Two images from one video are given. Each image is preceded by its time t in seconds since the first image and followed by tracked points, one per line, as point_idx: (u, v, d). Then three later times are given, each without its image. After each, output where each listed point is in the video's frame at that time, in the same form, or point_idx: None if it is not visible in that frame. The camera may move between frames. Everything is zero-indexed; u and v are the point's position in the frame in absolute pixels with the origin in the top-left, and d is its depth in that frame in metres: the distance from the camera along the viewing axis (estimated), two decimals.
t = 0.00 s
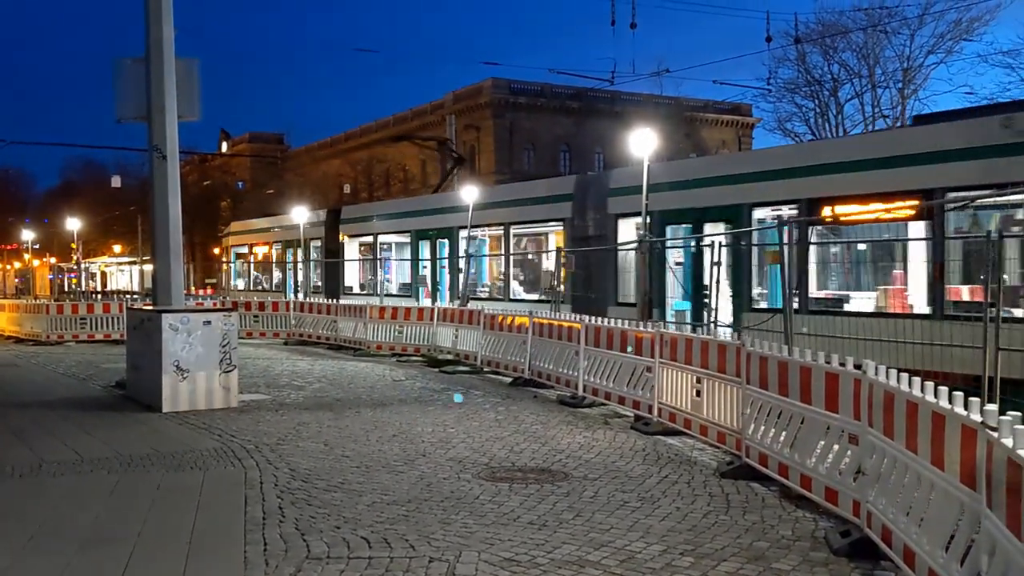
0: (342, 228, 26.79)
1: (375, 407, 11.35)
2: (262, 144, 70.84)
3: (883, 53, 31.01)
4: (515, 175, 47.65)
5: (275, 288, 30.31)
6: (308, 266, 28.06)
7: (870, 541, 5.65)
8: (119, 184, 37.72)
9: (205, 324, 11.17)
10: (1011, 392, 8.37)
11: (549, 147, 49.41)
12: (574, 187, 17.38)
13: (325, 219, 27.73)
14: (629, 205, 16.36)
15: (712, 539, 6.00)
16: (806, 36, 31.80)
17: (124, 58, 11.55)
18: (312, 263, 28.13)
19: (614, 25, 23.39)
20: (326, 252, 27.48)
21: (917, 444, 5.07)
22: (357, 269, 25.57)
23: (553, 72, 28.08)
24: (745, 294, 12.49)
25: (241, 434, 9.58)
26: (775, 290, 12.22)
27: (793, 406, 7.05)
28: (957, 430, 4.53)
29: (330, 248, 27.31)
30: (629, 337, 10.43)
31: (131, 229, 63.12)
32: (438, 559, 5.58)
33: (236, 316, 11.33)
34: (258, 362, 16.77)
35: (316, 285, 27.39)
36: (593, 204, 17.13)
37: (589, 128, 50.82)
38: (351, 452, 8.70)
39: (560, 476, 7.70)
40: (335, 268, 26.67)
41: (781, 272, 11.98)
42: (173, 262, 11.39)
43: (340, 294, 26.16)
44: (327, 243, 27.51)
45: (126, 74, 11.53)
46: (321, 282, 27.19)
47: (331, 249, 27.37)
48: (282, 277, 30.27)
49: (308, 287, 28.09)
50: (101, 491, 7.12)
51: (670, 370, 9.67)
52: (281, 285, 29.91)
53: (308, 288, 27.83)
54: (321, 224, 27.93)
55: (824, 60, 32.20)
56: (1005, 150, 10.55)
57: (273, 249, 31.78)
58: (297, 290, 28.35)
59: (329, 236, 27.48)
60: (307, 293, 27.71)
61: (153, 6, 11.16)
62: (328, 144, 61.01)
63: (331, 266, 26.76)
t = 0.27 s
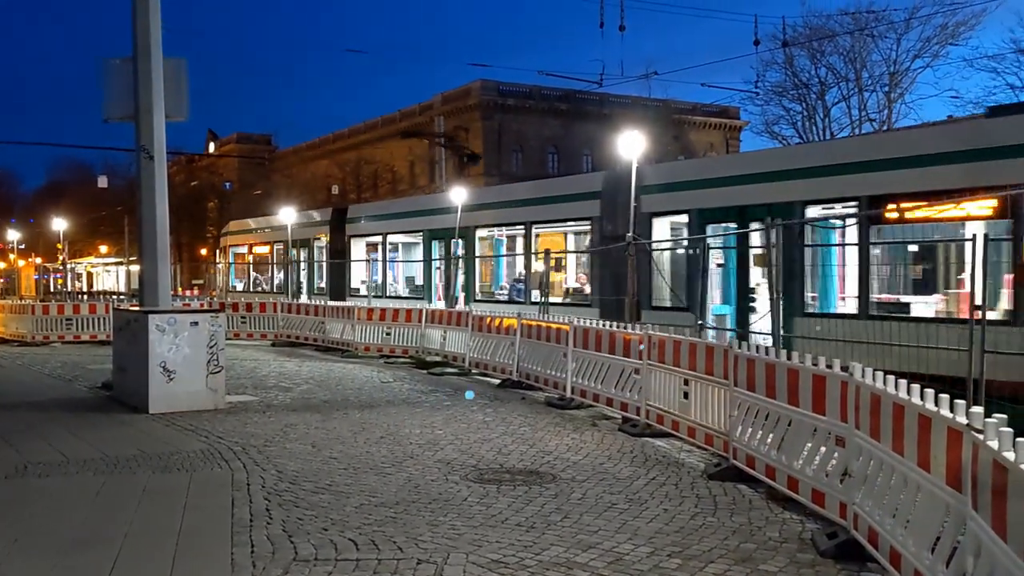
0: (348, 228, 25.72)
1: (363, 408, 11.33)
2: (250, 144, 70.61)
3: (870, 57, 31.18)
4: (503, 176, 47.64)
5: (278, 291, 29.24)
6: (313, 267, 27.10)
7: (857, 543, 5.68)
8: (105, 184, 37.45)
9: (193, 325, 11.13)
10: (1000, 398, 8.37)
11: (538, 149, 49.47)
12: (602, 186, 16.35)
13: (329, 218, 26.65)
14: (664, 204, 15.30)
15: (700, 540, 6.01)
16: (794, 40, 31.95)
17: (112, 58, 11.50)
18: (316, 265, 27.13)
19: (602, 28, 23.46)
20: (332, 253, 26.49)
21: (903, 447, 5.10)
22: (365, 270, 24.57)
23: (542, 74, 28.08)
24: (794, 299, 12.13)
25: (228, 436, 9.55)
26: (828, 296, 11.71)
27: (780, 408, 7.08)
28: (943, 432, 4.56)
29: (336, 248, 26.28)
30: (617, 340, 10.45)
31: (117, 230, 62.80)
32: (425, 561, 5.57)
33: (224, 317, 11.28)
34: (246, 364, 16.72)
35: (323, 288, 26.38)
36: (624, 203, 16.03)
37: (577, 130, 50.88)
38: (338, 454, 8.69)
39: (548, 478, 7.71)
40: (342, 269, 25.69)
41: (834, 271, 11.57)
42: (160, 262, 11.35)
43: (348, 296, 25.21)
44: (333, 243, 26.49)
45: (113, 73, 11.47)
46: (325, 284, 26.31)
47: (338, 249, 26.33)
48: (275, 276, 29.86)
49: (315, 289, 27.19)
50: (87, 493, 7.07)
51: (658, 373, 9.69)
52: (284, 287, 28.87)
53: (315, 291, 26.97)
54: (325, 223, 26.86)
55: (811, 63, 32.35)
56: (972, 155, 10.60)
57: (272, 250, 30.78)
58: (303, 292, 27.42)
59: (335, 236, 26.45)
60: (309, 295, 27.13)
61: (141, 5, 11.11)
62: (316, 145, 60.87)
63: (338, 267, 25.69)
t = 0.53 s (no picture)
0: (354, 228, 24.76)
1: (349, 410, 11.29)
2: (236, 145, 70.35)
3: (855, 61, 31.37)
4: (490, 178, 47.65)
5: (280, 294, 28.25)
6: (316, 267, 26.21)
7: (841, 544, 5.70)
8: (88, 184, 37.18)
9: (177, 326, 11.07)
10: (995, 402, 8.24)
11: (525, 151, 49.50)
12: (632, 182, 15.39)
13: (334, 217, 25.78)
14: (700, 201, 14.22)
15: (685, 542, 6.03)
16: (780, 44, 32.13)
17: (96, 58, 11.43)
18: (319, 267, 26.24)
19: (590, 31, 23.53)
20: (336, 254, 25.62)
21: (887, 449, 5.12)
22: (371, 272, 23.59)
23: (529, 77, 28.12)
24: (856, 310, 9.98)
25: (213, 437, 9.50)
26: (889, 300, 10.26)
27: (766, 410, 7.10)
28: (926, 435, 4.59)
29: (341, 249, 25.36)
30: (604, 342, 10.46)
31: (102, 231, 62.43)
32: (411, 563, 5.56)
33: (209, 318, 11.22)
34: (230, 365, 16.65)
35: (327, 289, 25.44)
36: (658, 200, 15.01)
37: (564, 133, 50.94)
38: (324, 456, 8.66)
39: (534, 480, 7.71)
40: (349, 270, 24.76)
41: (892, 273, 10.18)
42: (144, 263, 11.29)
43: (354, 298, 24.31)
44: (337, 244, 25.58)
45: (98, 73, 11.40)
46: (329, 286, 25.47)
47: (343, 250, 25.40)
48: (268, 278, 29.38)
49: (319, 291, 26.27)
50: (70, 495, 7.02)
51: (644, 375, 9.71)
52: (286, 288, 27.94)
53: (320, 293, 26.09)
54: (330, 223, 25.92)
55: (797, 67, 32.52)
56: (949, 160, 10.63)
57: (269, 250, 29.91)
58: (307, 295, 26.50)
59: (339, 237, 25.52)
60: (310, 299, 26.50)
61: (127, 5, 11.05)
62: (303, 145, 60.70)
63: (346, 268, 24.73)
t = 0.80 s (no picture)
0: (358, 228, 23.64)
1: (331, 412, 11.25)
2: (218, 145, 69.98)
3: (837, 66, 31.59)
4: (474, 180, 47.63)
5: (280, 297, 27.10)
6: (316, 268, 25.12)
7: (822, 545, 5.75)
8: (69, 183, 36.84)
9: (159, 327, 11.00)
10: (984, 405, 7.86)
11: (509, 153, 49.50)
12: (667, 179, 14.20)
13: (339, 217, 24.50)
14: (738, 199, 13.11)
15: (667, 544, 6.05)
16: (763, 48, 32.31)
17: (78, 57, 11.33)
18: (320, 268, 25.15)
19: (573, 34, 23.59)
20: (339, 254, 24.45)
21: (868, 451, 5.17)
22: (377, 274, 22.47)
23: (514, 79, 28.15)
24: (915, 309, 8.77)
25: (194, 439, 9.45)
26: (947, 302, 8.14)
27: (747, 412, 7.14)
28: (907, 438, 4.63)
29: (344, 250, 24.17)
30: (587, 344, 10.48)
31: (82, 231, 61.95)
32: (393, 565, 5.55)
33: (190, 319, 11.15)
34: (212, 366, 16.56)
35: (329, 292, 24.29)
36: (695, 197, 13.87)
37: (548, 135, 51.00)
38: (306, 458, 8.63)
39: (517, 482, 7.71)
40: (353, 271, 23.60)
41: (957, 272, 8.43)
42: (126, 264, 11.20)
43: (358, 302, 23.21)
44: (339, 244, 24.43)
45: (80, 73, 11.31)
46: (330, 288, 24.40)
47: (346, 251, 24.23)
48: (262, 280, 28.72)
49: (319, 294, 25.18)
50: (49, 497, 6.95)
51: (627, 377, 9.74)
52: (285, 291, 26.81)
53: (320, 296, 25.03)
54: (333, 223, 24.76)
55: (780, 71, 32.69)
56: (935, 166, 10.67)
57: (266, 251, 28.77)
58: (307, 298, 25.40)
59: (341, 237, 24.38)
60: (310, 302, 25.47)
61: (109, 4, 10.97)
62: (286, 146, 60.43)
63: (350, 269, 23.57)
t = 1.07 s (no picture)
0: (363, 227, 22.57)
1: (313, 414, 11.20)
2: (200, 145, 69.58)
3: (818, 70, 31.80)
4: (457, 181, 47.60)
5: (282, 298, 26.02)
6: (319, 269, 24.08)
7: (802, 547, 5.78)
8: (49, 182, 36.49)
9: (139, 328, 10.91)
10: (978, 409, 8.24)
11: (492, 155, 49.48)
12: (676, 179, 13.58)
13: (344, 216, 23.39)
14: (780, 196, 12.00)
15: (649, 545, 6.07)
16: (745, 51, 32.50)
17: (58, 56, 11.24)
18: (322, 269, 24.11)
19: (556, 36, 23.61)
20: (343, 254, 23.38)
21: (847, 453, 5.20)
22: (385, 275, 21.43)
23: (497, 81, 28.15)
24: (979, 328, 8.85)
25: (174, 441, 9.38)
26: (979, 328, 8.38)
27: (728, 414, 7.17)
28: (886, 440, 4.66)
29: (349, 250, 23.07)
30: (569, 346, 10.49)
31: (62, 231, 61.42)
32: (374, 567, 5.53)
33: (171, 321, 11.07)
34: (193, 368, 16.45)
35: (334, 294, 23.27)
36: (736, 191, 12.69)
37: (531, 137, 51.04)
38: (287, 460, 8.59)
39: (499, 484, 7.71)
40: (359, 271, 22.59)
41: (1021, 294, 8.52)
42: (105, 265, 11.12)
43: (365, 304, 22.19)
44: (343, 244, 23.36)
45: (60, 71, 11.22)
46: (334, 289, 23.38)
47: (351, 251, 23.15)
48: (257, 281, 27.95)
49: (322, 295, 24.18)
50: (27, 499, 6.89)
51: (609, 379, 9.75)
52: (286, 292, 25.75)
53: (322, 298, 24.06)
54: (337, 221, 23.66)
55: (761, 75, 32.84)
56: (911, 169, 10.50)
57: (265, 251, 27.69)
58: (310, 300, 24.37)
59: (346, 236, 23.30)
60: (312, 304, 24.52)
61: (89, 3, 10.89)
62: (269, 146, 60.15)
63: (356, 270, 22.53)
